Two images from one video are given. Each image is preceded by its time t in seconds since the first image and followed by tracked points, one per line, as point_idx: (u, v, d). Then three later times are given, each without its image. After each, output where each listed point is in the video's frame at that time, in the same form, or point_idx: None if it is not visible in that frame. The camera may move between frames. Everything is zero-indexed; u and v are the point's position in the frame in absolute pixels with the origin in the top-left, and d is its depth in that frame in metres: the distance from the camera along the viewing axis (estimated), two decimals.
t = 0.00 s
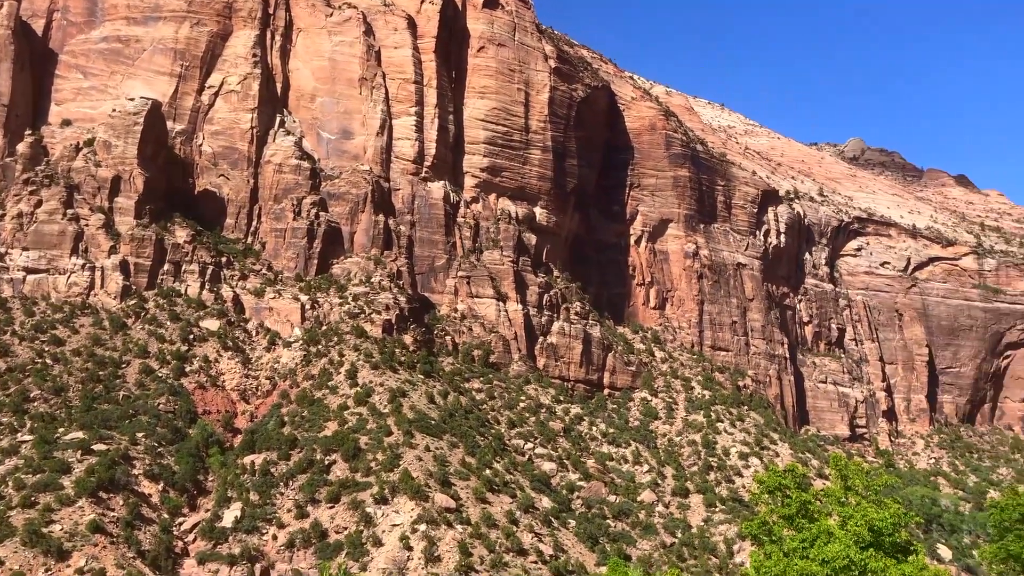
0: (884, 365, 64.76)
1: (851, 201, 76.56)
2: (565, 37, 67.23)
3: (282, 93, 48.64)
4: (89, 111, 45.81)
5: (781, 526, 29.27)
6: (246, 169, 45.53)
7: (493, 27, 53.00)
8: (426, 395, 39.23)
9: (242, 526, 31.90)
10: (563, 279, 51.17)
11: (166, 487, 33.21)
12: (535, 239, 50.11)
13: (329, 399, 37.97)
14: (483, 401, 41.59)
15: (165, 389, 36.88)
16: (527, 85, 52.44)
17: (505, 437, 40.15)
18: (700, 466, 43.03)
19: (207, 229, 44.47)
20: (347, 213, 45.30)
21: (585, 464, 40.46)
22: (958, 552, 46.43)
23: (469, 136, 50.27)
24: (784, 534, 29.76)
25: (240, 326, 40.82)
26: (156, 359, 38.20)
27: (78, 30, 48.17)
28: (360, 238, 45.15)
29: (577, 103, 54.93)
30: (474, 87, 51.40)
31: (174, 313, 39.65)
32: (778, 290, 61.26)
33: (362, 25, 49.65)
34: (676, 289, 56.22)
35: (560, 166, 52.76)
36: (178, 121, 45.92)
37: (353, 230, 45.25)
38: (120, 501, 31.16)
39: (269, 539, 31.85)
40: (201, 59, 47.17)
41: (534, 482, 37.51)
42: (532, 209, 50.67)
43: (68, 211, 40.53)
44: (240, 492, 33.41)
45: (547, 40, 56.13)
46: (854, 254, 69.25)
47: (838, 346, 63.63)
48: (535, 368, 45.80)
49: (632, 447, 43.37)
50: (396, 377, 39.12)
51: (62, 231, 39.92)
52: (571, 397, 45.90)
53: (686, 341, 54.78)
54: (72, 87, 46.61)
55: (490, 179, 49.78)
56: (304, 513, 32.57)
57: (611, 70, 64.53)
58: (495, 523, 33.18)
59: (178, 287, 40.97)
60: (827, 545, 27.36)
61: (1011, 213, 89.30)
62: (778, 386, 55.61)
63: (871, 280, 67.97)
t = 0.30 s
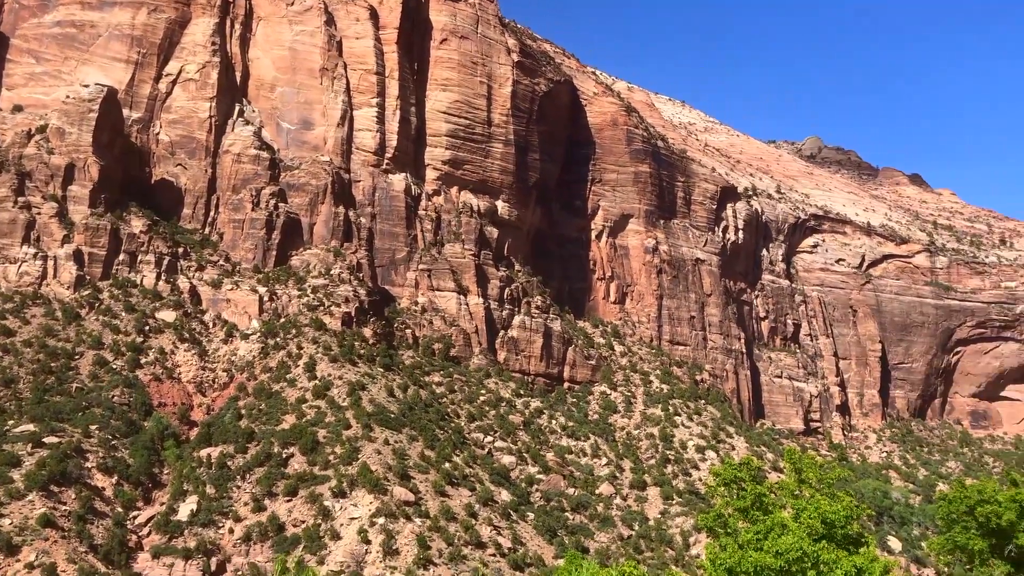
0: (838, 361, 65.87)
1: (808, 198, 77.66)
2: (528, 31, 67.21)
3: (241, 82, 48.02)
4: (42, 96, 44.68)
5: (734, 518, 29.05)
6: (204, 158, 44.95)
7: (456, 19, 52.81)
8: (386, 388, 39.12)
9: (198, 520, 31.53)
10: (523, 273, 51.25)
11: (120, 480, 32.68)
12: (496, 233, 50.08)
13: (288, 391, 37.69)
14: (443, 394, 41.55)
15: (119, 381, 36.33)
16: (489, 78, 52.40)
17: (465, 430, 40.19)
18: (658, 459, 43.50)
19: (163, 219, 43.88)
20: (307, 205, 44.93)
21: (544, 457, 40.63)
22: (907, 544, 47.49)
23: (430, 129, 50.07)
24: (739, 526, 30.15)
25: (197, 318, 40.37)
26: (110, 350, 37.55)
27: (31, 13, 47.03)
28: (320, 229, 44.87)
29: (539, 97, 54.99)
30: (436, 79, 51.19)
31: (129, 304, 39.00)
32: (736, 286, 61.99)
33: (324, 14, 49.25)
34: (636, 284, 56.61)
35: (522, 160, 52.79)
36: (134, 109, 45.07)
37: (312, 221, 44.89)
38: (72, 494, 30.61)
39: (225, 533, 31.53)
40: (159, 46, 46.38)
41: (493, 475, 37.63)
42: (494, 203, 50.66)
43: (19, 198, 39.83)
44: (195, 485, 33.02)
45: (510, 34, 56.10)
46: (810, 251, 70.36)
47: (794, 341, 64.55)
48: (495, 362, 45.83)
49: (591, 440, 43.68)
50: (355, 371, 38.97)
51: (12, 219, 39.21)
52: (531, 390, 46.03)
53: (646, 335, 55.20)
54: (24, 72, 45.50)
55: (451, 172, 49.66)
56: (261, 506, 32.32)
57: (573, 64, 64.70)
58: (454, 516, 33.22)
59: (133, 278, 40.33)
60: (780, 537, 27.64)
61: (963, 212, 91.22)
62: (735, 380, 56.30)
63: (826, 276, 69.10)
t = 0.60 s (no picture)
0: (791, 357, 66.87)
1: (764, 197, 78.66)
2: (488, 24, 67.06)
3: (197, 71, 47.25)
4: None
5: (688, 512, 29.17)
6: (158, 147, 44.21)
7: (416, 11, 52.44)
8: (342, 382, 38.96)
9: (149, 514, 31.05)
10: (482, 267, 51.23)
11: (69, 474, 32.02)
12: (455, 227, 50.05)
13: (242, 384, 37.27)
14: (400, 388, 41.42)
15: (69, 372, 35.63)
16: (449, 71, 52.25)
17: (422, 424, 40.15)
18: (613, 453, 43.90)
19: (116, 208, 43.13)
20: (263, 195, 44.45)
21: (501, 451, 40.74)
22: (856, 537, 48.43)
23: (389, 121, 49.65)
24: (692, 520, 30.44)
25: (149, 310, 39.83)
26: (59, 342, 36.79)
27: None
28: (276, 221, 44.27)
29: (499, 91, 54.91)
30: (395, 71, 50.82)
31: (79, 294, 38.25)
32: (693, 282, 62.63)
33: (282, 3, 48.74)
34: (594, 279, 56.87)
35: (482, 154, 52.68)
36: (86, 96, 43.98)
37: (268, 213, 44.34)
38: (19, 489, 29.89)
39: (177, 527, 31.07)
40: (112, 32, 45.36)
41: (449, 469, 37.62)
42: (453, 197, 50.54)
43: None
44: (147, 479, 32.50)
45: (471, 27, 55.91)
46: (765, 249, 71.31)
47: (748, 337, 65.40)
48: (453, 356, 45.75)
49: (547, 435, 43.89)
50: (311, 364, 38.71)
51: None
52: (489, 384, 46.08)
53: (603, 331, 55.53)
54: None
55: (410, 165, 49.38)
56: (214, 501, 31.91)
57: (533, 59, 64.72)
58: (409, 511, 33.16)
59: (84, 268, 39.61)
60: (732, 532, 27.35)
61: (913, 212, 93.01)
62: (690, 376, 56.92)
63: (780, 273, 70.06)
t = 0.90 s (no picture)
0: (744, 354, 67.72)
1: (720, 197, 79.58)
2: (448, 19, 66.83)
3: (151, 60, 46.44)
4: None
5: (641, 507, 29.27)
6: (110, 137, 43.38)
7: (375, 3, 51.99)
8: (296, 377, 38.71)
9: (97, 510, 30.35)
10: (440, 263, 51.18)
11: (14, 469, 31.18)
12: (413, 222, 50.02)
13: (194, 378, 36.76)
14: (355, 384, 41.20)
15: (14, 365, 34.54)
16: (408, 65, 51.90)
17: (377, 419, 39.96)
18: (568, 450, 44.20)
19: (66, 198, 42.13)
20: (217, 187, 43.87)
21: (456, 446, 40.77)
22: (805, 533, 49.34)
23: (347, 114, 49.22)
24: (645, 515, 30.67)
25: (99, 302, 38.89)
26: (5, 334, 35.48)
27: None
28: (230, 213, 43.85)
29: (458, 86, 54.73)
30: (354, 64, 50.36)
31: (26, 285, 37.04)
32: (649, 280, 63.18)
33: None
34: (552, 276, 57.07)
35: (440, 148, 52.51)
36: (35, 83, 42.70)
37: (222, 205, 43.86)
38: None
39: (126, 523, 30.47)
40: (62, 17, 44.12)
41: (404, 465, 37.54)
42: (411, 191, 50.47)
43: None
44: (95, 475, 31.83)
45: (430, 21, 55.67)
46: (719, 248, 72.07)
47: (702, 334, 66.12)
48: (409, 351, 45.63)
49: (503, 430, 43.97)
50: (265, 358, 38.36)
51: None
52: (445, 379, 46.04)
53: (560, 327, 55.74)
54: None
55: (368, 159, 49.01)
56: (164, 496, 31.47)
57: (493, 55, 64.68)
58: (363, 507, 33.04)
59: (31, 259, 38.46)
60: (684, 527, 27.68)
61: (865, 214, 94.76)
62: (645, 373, 57.41)
63: (734, 272, 70.95)
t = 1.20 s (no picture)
0: (690, 353, 68.50)
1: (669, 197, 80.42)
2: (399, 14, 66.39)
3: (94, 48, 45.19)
4: None
5: (587, 504, 29.34)
6: (51, 126, 41.92)
7: None
8: (242, 372, 38.24)
9: (34, 508, 29.33)
10: (389, 259, 50.87)
11: None
12: (363, 218, 49.45)
13: (136, 373, 36.08)
14: (302, 380, 40.81)
15: None
16: (359, 59, 51.49)
17: (324, 416, 39.69)
18: (516, 447, 44.33)
19: (3, 188, 40.70)
20: (163, 179, 43.09)
21: (404, 443, 40.72)
22: (748, 529, 50.08)
23: (296, 106, 48.65)
24: (592, 512, 30.91)
25: (39, 295, 37.47)
26: None
27: None
28: (176, 206, 43.11)
29: (410, 81, 54.40)
30: (304, 56, 49.72)
31: None
32: (598, 279, 63.63)
33: None
34: (502, 273, 57.15)
35: (391, 143, 52.16)
36: None
37: (168, 197, 43.08)
38: None
39: (64, 521, 29.64)
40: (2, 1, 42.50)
41: (351, 462, 37.35)
42: (361, 186, 50.01)
43: None
44: (32, 471, 30.91)
45: (382, 15, 55.29)
46: (667, 248, 72.83)
47: (650, 333, 66.75)
48: (357, 348, 45.37)
49: (452, 428, 43.96)
50: (210, 354, 37.83)
51: None
52: (393, 376, 45.83)
53: (510, 325, 55.83)
54: None
55: (318, 153, 48.54)
56: (104, 493, 30.79)
57: (445, 51, 64.48)
58: (309, 504, 32.85)
59: None
60: (629, 523, 28.03)
61: (809, 216, 96.64)
62: (594, 371, 57.85)
63: (682, 272, 71.67)
